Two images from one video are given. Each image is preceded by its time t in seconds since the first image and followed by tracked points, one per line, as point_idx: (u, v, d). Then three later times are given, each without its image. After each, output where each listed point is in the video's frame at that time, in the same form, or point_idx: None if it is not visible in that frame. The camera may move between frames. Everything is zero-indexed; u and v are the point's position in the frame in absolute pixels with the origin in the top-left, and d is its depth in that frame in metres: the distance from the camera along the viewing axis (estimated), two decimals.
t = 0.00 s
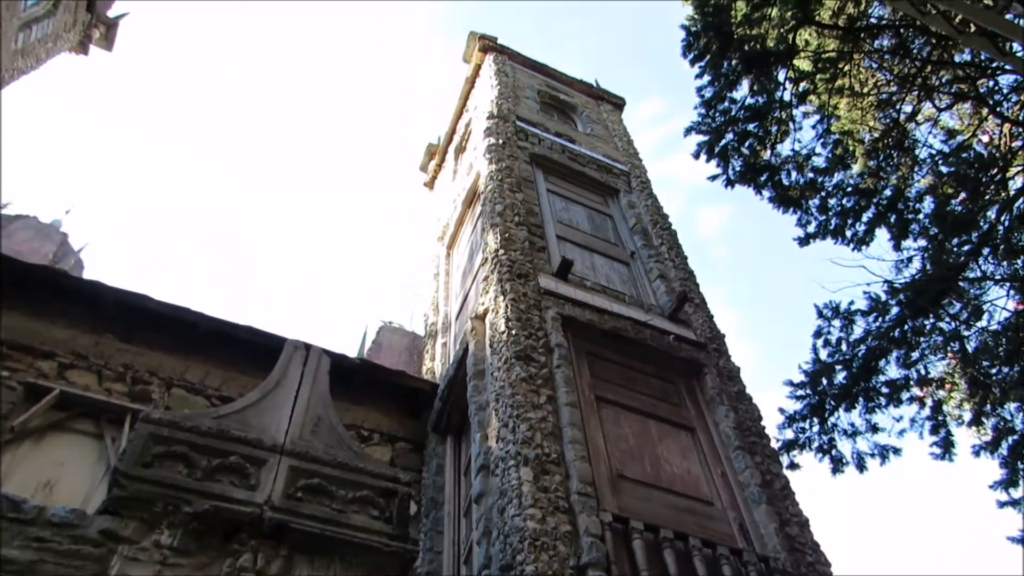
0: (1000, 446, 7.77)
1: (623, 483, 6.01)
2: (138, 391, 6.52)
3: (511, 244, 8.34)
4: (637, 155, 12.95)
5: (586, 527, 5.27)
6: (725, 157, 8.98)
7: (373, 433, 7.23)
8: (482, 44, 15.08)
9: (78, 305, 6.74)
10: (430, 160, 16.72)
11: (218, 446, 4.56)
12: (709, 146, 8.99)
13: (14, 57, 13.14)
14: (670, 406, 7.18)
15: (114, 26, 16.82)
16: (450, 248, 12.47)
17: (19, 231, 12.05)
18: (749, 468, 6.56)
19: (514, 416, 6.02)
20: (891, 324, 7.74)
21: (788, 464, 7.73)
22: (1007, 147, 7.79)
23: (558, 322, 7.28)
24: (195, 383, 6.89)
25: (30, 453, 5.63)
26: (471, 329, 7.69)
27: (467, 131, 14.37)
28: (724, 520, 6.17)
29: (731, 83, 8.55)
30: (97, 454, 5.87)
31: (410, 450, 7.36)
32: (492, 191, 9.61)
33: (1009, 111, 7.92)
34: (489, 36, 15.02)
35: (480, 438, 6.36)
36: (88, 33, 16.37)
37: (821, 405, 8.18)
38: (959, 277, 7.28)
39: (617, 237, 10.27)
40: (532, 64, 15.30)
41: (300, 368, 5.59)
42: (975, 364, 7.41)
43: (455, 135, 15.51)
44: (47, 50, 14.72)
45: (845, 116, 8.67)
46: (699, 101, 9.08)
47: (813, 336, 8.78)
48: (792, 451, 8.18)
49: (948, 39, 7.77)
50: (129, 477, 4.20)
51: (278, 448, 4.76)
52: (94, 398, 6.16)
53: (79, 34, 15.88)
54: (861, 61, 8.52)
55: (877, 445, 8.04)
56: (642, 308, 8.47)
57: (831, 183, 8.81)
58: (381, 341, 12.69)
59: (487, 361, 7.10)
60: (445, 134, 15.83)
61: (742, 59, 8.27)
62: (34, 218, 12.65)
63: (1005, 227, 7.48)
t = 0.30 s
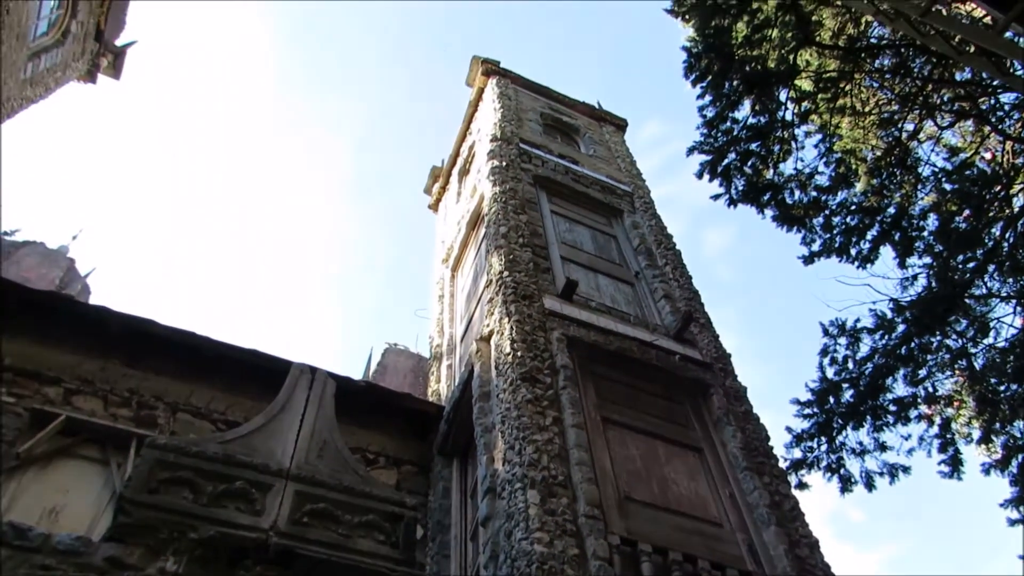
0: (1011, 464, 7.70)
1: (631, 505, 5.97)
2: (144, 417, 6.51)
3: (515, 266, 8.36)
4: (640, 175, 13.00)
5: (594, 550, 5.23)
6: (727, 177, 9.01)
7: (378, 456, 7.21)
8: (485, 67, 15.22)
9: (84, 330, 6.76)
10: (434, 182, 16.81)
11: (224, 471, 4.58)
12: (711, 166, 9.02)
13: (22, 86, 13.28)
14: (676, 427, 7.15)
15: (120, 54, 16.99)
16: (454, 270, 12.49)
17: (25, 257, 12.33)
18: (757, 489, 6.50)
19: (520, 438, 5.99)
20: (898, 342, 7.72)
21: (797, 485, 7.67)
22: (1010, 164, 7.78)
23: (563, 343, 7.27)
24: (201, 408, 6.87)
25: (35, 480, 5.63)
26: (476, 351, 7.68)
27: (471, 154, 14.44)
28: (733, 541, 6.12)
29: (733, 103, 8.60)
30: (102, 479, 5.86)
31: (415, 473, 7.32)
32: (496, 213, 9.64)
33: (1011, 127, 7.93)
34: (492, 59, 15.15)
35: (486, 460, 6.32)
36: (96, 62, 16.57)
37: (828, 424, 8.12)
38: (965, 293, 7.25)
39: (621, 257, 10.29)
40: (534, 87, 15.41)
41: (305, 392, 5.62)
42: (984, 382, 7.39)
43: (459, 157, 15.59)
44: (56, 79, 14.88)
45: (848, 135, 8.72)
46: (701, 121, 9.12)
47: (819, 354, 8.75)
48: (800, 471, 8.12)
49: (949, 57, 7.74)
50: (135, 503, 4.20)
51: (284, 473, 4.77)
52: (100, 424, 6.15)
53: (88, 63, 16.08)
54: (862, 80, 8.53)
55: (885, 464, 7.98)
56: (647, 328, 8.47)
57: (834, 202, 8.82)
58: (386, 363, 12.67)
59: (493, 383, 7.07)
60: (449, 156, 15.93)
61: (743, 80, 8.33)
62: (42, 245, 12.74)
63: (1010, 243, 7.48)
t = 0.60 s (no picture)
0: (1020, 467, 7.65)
1: (639, 516, 5.95)
2: (150, 436, 6.52)
3: (518, 278, 8.37)
4: (641, 185, 13.02)
5: (603, 562, 5.21)
6: (728, 184, 9.02)
7: (384, 471, 7.20)
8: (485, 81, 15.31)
9: (88, 351, 6.77)
10: (436, 197, 16.85)
11: (231, 490, 4.58)
12: (711, 174, 9.04)
13: (24, 109, 13.39)
14: (683, 437, 7.13)
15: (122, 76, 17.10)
16: (457, 283, 12.49)
17: (29, 279, 12.36)
18: (766, 498, 6.45)
19: (526, 451, 5.98)
20: (903, 346, 7.70)
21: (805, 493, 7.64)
22: (1010, 165, 7.80)
23: (568, 355, 7.24)
24: (207, 426, 6.87)
25: (42, 502, 5.64)
26: (480, 364, 7.67)
27: (472, 167, 14.47)
28: (743, 551, 6.08)
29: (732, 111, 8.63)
30: (109, 500, 5.86)
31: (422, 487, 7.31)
32: (498, 225, 9.66)
33: (1011, 129, 7.95)
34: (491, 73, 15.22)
35: (493, 473, 6.30)
36: (99, 83, 16.69)
37: (836, 430, 8.07)
38: (970, 296, 7.24)
39: (624, 267, 10.29)
40: (533, 99, 15.47)
41: (310, 409, 5.63)
42: (991, 385, 7.38)
43: (460, 171, 15.63)
44: (58, 102, 15.00)
45: (847, 140, 8.70)
46: (700, 130, 9.13)
47: (824, 360, 8.73)
48: (809, 479, 8.08)
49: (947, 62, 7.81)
50: (142, 524, 4.19)
51: (291, 491, 4.78)
52: (105, 443, 6.14)
53: (90, 85, 16.23)
54: (860, 85, 8.53)
55: (894, 470, 7.93)
56: (651, 338, 8.46)
57: (836, 208, 8.83)
58: (391, 378, 12.65)
59: (498, 396, 7.05)
60: (450, 170, 15.97)
61: (742, 88, 8.37)
62: (46, 266, 12.80)
63: (1013, 245, 7.46)
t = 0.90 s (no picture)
0: None
1: (648, 528, 5.93)
2: (157, 454, 6.53)
3: (524, 291, 8.38)
4: (644, 196, 13.03)
5: None
6: (731, 194, 9.03)
7: (391, 486, 7.19)
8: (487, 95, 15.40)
9: (95, 369, 6.79)
10: (439, 210, 16.89)
11: (238, 507, 4.56)
12: (714, 184, 9.04)
13: (31, 130, 13.52)
14: (691, 448, 7.10)
15: (128, 96, 17.24)
16: (462, 296, 12.50)
17: (38, 298, 12.34)
18: (776, 508, 6.41)
19: (534, 464, 5.96)
20: (910, 354, 7.69)
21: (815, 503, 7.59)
22: (1013, 170, 7.84)
23: (574, 367, 7.25)
24: (214, 443, 6.86)
25: (51, 521, 5.64)
26: (486, 377, 7.65)
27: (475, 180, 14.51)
28: (753, 563, 6.05)
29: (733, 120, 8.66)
30: (117, 518, 5.86)
31: (429, 502, 7.28)
32: (502, 238, 9.67)
33: (1013, 135, 7.97)
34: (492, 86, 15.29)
35: (500, 487, 6.28)
36: (105, 103, 16.81)
37: (845, 439, 8.00)
38: (977, 302, 7.22)
39: (628, 278, 10.29)
40: (535, 112, 15.53)
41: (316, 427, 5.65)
42: (999, 392, 7.38)
43: (463, 184, 15.67)
44: (65, 123, 15.14)
45: (849, 148, 8.71)
46: (702, 140, 9.13)
47: (831, 369, 8.70)
48: (818, 488, 8.04)
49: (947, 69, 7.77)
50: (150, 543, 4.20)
51: (299, 507, 4.78)
52: (113, 462, 6.14)
53: (96, 105, 16.35)
54: (861, 93, 8.52)
55: (904, 478, 7.89)
56: (657, 348, 8.45)
57: (840, 215, 8.83)
58: (397, 392, 12.62)
59: (504, 409, 7.03)
60: (453, 184, 16.03)
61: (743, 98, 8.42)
62: (52, 285, 12.85)
63: (1019, 250, 7.44)
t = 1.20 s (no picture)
0: None
1: (661, 537, 5.90)
2: (168, 472, 6.53)
3: (530, 301, 8.38)
4: (648, 203, 13.02)
5: None
6: (735, 200, 9.02)
7: (402, 500, 7.17)
8: (489, 106, 15.46)
9: (105, 389, 6.81)
10: (444, 223, 16.92)
11: (248, 524, 4.68)
12: (718, 190, 9.04)
13: (39, 154, 13.62)
14: (702, 455, 7.07)
15: (134, 117, 17.29)
16: (469, 308, 12.49)
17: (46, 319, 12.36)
18: (789, 515, 6.36)
19: (544, 475, 5.94)
20: (920, 356, 7.65)
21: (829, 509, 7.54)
22: (1019, 168, 7.82)
23: (582, 377, 7.22)
24: (224, 460, 6.87)
25: (64, 542, 5.64)
26: (495, 389, 7.63)
27: (479, 191, 14.53)
28: (768, 570, 6.00)
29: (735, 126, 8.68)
30: (130, 537, 5.85)
31: (441, 515, 7.25)
32: (508, 249, 9.67)
33: (1017, 133, 7.95)
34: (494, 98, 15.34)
35: (512, 499, 6.25)
36: (110, 125, 16.93)
37: (857, 444, 7.95)
38: (986, 302, 7.18)
39: (635, 286, 10.28)
40: (537, 122, 15.56)
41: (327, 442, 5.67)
42: (1012, 392, 7.39)
43: (467, 196, 15.69)
44: (71, 145, 15.24)
45: (853, 151, 8.74)
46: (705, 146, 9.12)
47: (841, 373, 8.66)
48: (831, 494, 7.99)
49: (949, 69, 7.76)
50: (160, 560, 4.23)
51: (310, 522, 4.91)
52: (125, 481, 6.14)
53: (101, 127, 16.47)
54: (863, 95, 8.43)
55: (919, 481, 7.83)
56: (665, 356, 8.42)
57: (845, 218, 8.81)
58: (406, 405, 12.60)
59: (514, 420, 7.01)
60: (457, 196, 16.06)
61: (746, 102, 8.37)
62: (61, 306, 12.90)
63: None
